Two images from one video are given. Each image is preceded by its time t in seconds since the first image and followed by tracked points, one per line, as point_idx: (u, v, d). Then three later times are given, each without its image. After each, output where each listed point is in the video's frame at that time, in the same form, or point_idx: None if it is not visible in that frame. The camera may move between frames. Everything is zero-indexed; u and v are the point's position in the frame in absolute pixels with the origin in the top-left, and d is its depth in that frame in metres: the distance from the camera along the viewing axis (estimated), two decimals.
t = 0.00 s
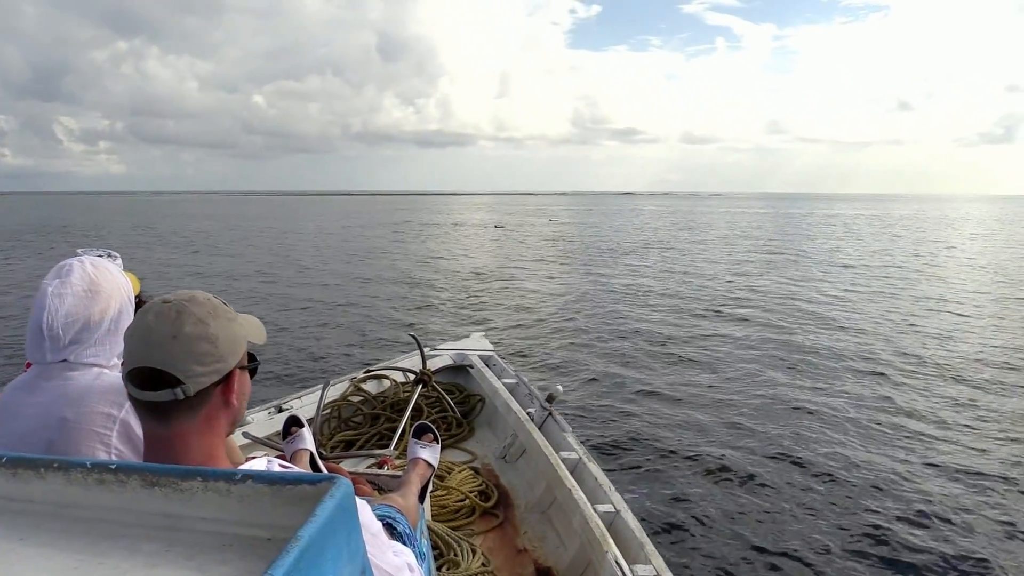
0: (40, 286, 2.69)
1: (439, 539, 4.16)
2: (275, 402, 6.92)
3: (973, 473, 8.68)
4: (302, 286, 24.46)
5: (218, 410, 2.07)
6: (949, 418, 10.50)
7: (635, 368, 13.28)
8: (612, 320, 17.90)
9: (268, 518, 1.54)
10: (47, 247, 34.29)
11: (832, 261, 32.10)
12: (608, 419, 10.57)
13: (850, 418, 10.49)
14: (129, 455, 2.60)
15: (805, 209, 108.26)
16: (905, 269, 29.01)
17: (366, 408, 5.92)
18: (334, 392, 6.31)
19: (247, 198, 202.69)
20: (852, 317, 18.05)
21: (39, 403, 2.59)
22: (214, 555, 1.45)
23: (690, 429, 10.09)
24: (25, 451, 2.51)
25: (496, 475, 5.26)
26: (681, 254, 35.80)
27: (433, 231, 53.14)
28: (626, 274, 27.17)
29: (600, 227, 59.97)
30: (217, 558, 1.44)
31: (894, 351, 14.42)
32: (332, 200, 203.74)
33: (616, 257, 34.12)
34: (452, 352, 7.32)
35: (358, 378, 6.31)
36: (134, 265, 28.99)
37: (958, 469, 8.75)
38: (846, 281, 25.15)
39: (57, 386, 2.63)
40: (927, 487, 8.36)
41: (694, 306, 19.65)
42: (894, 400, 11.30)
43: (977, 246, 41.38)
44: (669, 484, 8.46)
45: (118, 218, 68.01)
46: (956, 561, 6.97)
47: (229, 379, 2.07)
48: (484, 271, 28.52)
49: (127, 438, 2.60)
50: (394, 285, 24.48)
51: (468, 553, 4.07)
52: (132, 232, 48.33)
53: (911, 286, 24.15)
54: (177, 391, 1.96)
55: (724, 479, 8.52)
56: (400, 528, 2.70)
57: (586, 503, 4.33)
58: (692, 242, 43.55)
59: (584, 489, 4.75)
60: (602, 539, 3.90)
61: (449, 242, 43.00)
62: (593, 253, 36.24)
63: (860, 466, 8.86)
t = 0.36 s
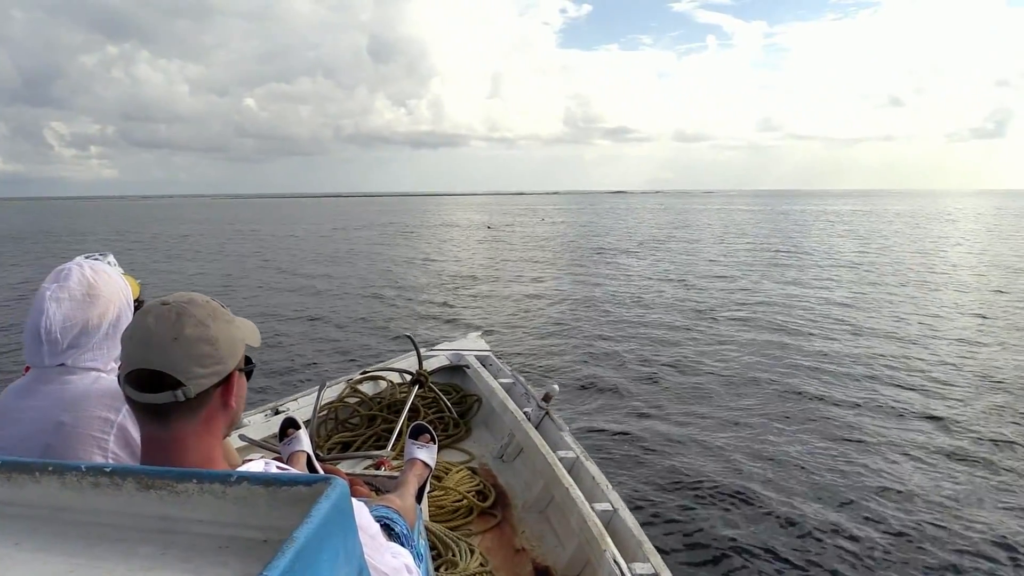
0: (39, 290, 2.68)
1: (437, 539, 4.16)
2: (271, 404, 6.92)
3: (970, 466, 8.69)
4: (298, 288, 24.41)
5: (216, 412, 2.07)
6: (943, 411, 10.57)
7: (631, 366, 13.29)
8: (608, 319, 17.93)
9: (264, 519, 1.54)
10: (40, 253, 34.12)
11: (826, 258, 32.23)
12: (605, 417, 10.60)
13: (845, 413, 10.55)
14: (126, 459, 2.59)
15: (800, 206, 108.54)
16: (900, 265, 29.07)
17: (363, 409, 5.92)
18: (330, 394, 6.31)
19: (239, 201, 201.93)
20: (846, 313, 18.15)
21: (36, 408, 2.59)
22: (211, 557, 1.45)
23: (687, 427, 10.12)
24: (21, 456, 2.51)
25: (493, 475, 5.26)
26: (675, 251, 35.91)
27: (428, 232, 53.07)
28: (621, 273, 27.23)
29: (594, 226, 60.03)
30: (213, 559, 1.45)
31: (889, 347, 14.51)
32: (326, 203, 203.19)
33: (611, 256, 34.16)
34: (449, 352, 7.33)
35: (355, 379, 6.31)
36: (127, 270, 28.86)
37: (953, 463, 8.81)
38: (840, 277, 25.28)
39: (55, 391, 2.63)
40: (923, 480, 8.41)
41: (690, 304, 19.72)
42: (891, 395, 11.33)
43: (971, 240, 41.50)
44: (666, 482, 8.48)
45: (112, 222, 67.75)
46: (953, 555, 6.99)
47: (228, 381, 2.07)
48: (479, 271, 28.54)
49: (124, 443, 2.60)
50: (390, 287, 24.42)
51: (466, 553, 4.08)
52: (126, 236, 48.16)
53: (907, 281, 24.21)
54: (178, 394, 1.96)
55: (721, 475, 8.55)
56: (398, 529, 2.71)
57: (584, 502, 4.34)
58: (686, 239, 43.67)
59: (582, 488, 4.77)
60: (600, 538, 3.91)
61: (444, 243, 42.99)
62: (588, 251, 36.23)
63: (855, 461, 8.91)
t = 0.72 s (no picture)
0: (37, 286, 2.67)
1: (436, 535, 4.16)
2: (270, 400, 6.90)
3: (967, 466, 8.72)
4: (295, 286, 24.34)
5: (214, 409, 2.06)
6: (940, 411, 10.60)
7: (630, 364, 13.30)
8: (606, 318, 17.92)
9: (260, 517, 1.54)
10: (37, 251, 34.01)
11: (823, 257, 32.27)
12: (603, 415, 10.61)
13: (842, 412, 10.58)
14: (124, 456, 2.59)
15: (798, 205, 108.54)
16: (899, 265, 29.09)
17: (361, 405, 5.92)
18: (329, 390, 6.30)
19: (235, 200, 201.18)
20: (844, 313, 18.18)
21: (35, 404, 2.59)
22: (207, 555, 1.45)
23: (684, 425, 10.14)
24: (19, 453, 2.50)
25: (493, 470, 5.27)
26: (673, 250, 35.89)
27: (425, 231, 52.98)
28: (619, 272, 27.21)
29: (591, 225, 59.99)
30: (210, 557, 1.44)
31: (886, 346, 14.54)
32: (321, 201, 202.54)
33: (609, 255, 34.13)
34: (448, 348, 7.33)
35: (353, 376, 6.31)
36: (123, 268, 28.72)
37: (949, 462, 8.85)
38: (838, 277, 25.31)
39: (53, 388, 2.62)
40: (919, 479, 8.44)
41: (687, 303, 19.74)
42: (889, 395, 11.35)
43: (970, 240, 41.54)
44: (665, 479, 8.49)
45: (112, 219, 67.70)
46: (950, 554, 7.01)
47: (226, 377, 2.08)
48: (477, 270, 28.53)
49: (123, 440, 2.59)
50: (388, 285, 24.38)
51: (466, 549, 4.08)
52: (124, 234, 48.10)
53: (905, 281, 24.23)
54: (175, 389, 1.95)
55: (719, 473, 8.57)
56: (397, 524, 2.71)
57: (583, 497, 4.35)
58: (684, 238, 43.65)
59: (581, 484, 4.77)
60: (599, 532, 3.92)
61: (442, 241, 42.90)
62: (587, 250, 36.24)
63: (852, 459, 8.95)
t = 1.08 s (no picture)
0: (37, 280, 2.66)
1: (436, 529, 4.17)
2: (269, 394, 6.90)
3: (965, 466, 8.73)
4: (294, 282, 24.30)
5: (213, 402, 2.07)
6: (937, 411, 10.64)
7: (628, 363, 13.33)
8: (605, 316, 17.94)
9: (260, 510, 1.54)
10: (38, 245, 33.98)
11: (821, 258, 32.34)
12: (602, 413, 10.62)
13: (840, 411, 10.61)
14: (123, 451, 2.59)
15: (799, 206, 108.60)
16: (899, 266, 29.12)
17: (361, 399, 5.92)
18: (328, 384, 6.30)
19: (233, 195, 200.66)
20: (842, 313, 18.22)
21: (34, 398, 2.58)
22: (207, 549, 1.45)
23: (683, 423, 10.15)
24: (18, 447, 2.50)
25: (492, 464, 5.27)
26: (672, 250, 35.93)
27: (425, 228, 52.96)
28: (618, 271, 27.24)
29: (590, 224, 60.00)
30: (210, 551, 1.44)
31: (884, 347, 14.59)
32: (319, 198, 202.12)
33: (608, 253, 34.15)
34: (448, 342, 7.32)
35: (352, 370, 6.30)
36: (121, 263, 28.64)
37: (946, 461, 8.88)
38: (836, 277, 25.36)
39: (52, 382, 2.61)
40: (917, 478, 8.47)
41: (686, 302, 19.76)
42: (887, 395, 11.37)
43: (967, 243, 41.64)
44: (663, 477, 8.50)
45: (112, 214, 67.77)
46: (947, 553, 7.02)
47: (225, 370, 2.07)
48: (477, 268, 28.51)
49: (122, 435, 2.59)
50: (388, 282, 24.38)
51: (466, 542, 4.09)
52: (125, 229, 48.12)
53: (905, 282, 24.27)
54: (174, 383, 1.95)
55: (717, 471, 8.59)
56: (397, 518, 2.71)
57: (583, 491, 4.36)
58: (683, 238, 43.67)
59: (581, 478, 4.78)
60: (599, 526, 3.93)
61: (441, 239, 42.86)
62: (587, 249, 36.27)
63: (850, 458, 8.97)
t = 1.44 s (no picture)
0: (32, 277, 2.65)
1: (434, 525, 4.18)
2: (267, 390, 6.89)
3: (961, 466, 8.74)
4: (290, 280, 24.25)
5: (210, 398, 2.06)
6: (932, 411, 10.69)
7: (627, 363, 13.32)
8: (602, 315, 17.97)
9: (257, 506, 1.54)
10: (35, 241, 33.88)
11: (818, 258, 32.41)
12: (599, 411, 10.62)
13: (836, 410, 10.65)
14: (121, 448, 2.59)
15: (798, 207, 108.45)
16: (898, 267, 29.17)
17: (358, 396, 5.91)
18: (325, 381, 6.30)
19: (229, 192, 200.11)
20: (838, 314, 18.28)
21: (30, 395, 2.58)
22: (204, 545, 1.45)
23: (680, 422, 10.16)
24: (14, 443, 2.50)
25: (490, 460, 5.28)
26: (669, 249, 35.97)
27: (421, 227, 52.87)
28: (615, 270, 27.28)
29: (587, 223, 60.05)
30: (207, 547, 1.44)
31: (880, 347, 14.64)
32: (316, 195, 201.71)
33: (605, 253, 34.18)
34: (445, 339, 7.32)
35: (350, 366, 6.30)
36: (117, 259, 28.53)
37: (942, 461, 8.92)
38: (832, 278, 25.44)
39: (49, 379, 2.61)
40: (912, 478, 8.50)
41: (683, 302, 19.80)
42: (886, 395, 11.37)
43: (962, 244, 41.83)
44: (660, 476, 8.51)
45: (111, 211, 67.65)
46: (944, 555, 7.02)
47: (222, 366, 2.07)
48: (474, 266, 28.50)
49: (118, 432, 2.59)
50: (386, 280, 24.34)
51: (464, 539, 4.10)
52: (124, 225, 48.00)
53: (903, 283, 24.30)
54: (172, 380, 1.95)
55: (713, 471, 8.60)
56: (394, 514, 2.71)
57: (581, 486, 4.36)
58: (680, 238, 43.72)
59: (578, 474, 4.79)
60: (597, 522, 3.94)
61: (438, 237, 42.82)
62: (586, 248, 36.26)
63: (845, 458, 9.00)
